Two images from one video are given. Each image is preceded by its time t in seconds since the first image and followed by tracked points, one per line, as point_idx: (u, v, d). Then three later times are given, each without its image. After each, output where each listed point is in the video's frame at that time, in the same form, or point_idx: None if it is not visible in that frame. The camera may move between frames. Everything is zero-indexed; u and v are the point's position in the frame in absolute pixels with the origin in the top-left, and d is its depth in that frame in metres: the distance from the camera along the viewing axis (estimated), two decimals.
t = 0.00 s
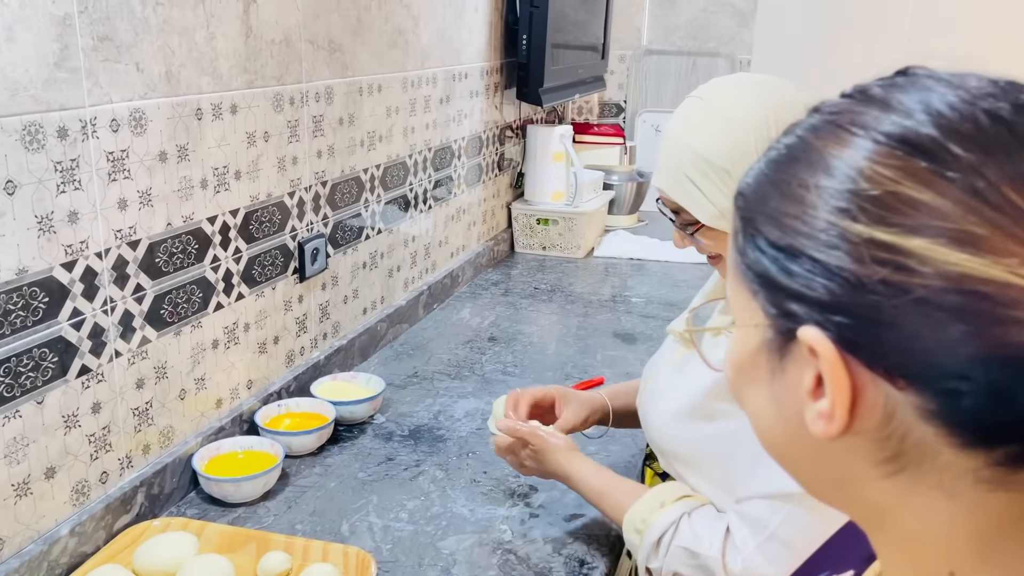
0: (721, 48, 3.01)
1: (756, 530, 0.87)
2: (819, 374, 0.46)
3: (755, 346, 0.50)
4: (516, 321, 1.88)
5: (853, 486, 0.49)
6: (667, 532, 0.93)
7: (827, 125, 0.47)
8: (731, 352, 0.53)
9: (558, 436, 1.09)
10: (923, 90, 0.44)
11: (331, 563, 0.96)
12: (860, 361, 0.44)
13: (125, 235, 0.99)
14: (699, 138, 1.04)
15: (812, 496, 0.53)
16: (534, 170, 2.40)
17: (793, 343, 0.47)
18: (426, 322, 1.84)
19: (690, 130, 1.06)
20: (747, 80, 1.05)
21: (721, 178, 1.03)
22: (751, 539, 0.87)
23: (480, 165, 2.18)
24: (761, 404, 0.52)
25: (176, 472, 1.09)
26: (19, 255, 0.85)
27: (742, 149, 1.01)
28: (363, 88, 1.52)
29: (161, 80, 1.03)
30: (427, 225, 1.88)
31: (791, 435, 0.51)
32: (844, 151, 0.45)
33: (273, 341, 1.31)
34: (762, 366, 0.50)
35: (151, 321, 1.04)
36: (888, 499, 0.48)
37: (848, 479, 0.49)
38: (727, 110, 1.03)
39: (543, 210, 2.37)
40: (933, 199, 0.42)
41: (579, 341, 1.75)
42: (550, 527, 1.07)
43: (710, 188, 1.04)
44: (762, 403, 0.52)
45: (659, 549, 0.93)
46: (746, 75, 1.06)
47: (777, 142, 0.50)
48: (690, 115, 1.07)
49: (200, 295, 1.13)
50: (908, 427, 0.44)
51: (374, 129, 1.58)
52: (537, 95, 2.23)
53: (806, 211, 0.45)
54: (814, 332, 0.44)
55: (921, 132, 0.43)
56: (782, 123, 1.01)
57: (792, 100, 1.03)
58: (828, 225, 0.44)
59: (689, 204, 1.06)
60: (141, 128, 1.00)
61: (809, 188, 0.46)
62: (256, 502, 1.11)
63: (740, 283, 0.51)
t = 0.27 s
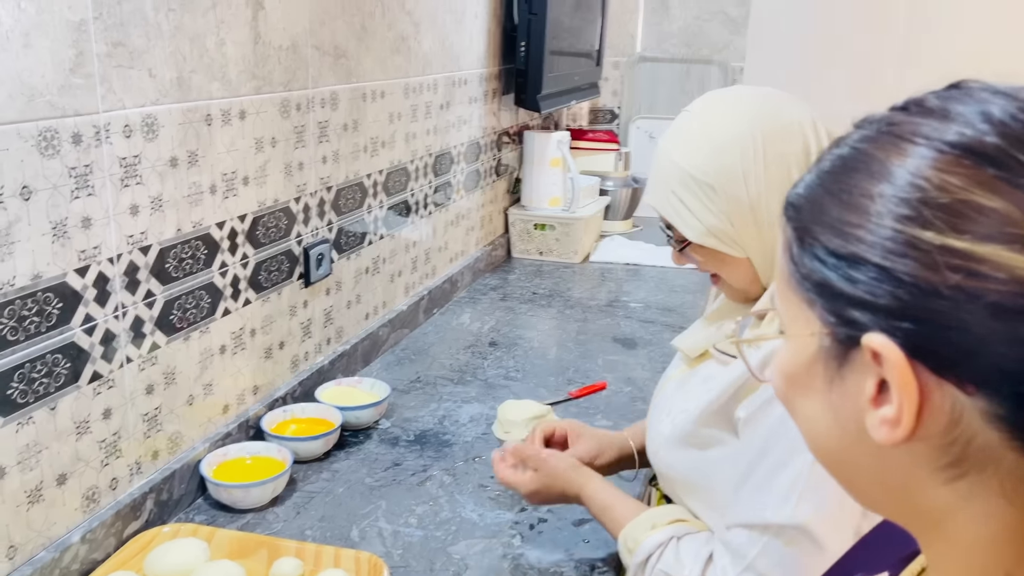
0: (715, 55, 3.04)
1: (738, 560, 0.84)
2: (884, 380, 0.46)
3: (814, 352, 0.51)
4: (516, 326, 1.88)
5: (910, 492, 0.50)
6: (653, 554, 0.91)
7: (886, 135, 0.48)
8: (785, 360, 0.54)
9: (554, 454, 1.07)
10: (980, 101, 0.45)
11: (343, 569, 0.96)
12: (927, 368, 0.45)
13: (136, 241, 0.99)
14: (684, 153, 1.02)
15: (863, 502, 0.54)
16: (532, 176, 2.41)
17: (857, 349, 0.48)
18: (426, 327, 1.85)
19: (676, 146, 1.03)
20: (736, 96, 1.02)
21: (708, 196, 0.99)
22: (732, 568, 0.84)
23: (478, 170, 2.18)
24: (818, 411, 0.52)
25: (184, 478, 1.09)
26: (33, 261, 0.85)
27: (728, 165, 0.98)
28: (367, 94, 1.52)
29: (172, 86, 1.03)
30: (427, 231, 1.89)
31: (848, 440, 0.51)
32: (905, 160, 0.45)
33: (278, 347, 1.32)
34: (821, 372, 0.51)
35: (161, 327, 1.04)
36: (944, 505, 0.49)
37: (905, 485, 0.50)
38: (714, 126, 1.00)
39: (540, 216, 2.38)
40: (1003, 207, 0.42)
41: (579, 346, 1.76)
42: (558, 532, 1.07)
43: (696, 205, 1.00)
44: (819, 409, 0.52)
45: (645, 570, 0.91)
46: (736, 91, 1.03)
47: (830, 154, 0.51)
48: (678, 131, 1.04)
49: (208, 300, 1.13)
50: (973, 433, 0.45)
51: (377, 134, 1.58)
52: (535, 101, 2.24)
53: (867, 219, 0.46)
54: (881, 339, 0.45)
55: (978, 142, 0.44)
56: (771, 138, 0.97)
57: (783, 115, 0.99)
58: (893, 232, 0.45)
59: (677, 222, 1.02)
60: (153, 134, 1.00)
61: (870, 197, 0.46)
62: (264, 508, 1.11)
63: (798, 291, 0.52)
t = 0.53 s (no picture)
0: (698, 59, 3.06)
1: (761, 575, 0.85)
2: (940, 388, 0.46)
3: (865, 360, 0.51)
4: (507, 330, 1.88)
5: (962, 498, 0.50)
6: (676, 566, 0.93)
7: (930, 143, 0.48)
8: (833, 368, 0.54)
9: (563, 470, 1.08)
10: None
11: None
12: (984, 376, 0.44)
13: (136, 246, 0.97)
14: (691, 162, 1.02)
15: (911, 507, 0.54)
16: (519, 180, 2.41)
17: (911, 357, 0.47)
18: (417, 331, 1.84)
19: (682, 155, 1.04)
20: (741, 105, 1.03)
21: (720, 202, 1.00)
22: None
23: (466, 174, 2.18)
24: (867, 418, 0.52)
25: (183, 486, 1.07)
26: (35, 267, 0.83)
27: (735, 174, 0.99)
28: (361, 97, 1.51)
29: (172, 88, 1.01)
30: (417, 234, 1.88)
31: (899, 448, 0.51)
32: (953, 167, 0.46)
33: (274, 352, 1.30)
34: (872, 380, 0.51)
35: (159, 332, 1.02)
36: (997, 508, 0.49)
37: (958, 491, 0.50)
38: (720, 134, 1.01)
39: (527, 220, 2.38)
40: None
41: (571, 350, 1.76)
42: (562, 538, 1.07)
43: (704, 214, 1.01)
44: (868, 416, 0.52)
45: None
46: (741, 99, 1.04)
47: (870, 162, 0.52)
48: (683, 140, 1.05)
49: (206, 305, 1.12)
50: None
51: (370, 137, 1.57)
52: (524, 105, 2.24)
53: (914, 227, 0.46)
54: (936, 347, 0.45)
55: None
56: (777, 145, 0.98)
57: (789, 122, 1.00)
58: (945, 239, 0.45)
59: (688, 230, 1.03)
60: (153, 137, 0.98)
61: (919, 204, 0.47)
62: (265, 516, 1.09)
63: (846, 299, 0.51)
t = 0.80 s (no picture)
0: (684, 61, 3.08)
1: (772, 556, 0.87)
2: (936, 384, 0.47)
3: (862, 360, 0.52)
4: (497, 330, 1.89)
5: (960, 490, 0.51)
6: (685, 550, 0.95)
7: (918, 147, 0.50)
8: (830, 369, 0.55)
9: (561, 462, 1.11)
10: (1007, 110, 0.48)
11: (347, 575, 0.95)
12: (979, 370, 0.46)
13: (132, 245, 0.97)
14: (686, 158, 1.05)
15: (909, 504, 0.55)
16: (507, 180, 2.42)
17: (906, 355, 0.49)
18: (408, 332, 1.84)
19: (677, 152, 1.06)
20: (733, 102, 1.06)
21: (715, 197, 1.03)
22: (767, 562, 0.88)
23: (456, 175, 2.18)
24: (865, 417, 0.54)
25: (178, 486, 1.07)
26: (33, 267, 0.83)
27: (732, 168, 1.01)
28: (353, 97, 1.51)
29: (168, 87, 1.01)
30: (408, 235, 1.88)
31: (898, 445, 0.52)
32: (941, 169, 0.48)
33: (268, 352, 1.30)
34: (869, 379, 0.52)
35: (154, 332, 1.02)
36: (994, 498, 0.51)
37: (956, 484, 0.51)
38: (714, 131, 1.03)
39: (516, 220, 2.39)
40: None
41: (561, 350, 1.77)
42: (557, 535, 1.09)
43: (699, 208, 1.04)
44: (867, 415, 0.53)
45: (677, 566, 0.96)
46: (731, 96, 1.07)
47: (859, 166, 0.53)
48: (677, 138, 1.07)
49: (201, 305, 1.12)
50: None
51: (362, 138, 1.57)
52: (512, 106, 2.25)
53: (903, 228, 0.48)
54: (932, 344, 0.46)
55: (1011, 151, 0.46)
56: (768, 139, 1.01)
57: (780, 117, 1.03)
58: (937, 239, 0.46)
59: (683, 225, 1.05)
60: (150, 136, 0.98)
61: (909, 206, 0.48)
62: (260, 515, 1.10)
63: (841, 301, 0.53)
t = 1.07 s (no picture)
0: (677, 62, 3.10)
1: (772, 535, 0.90)
2: (920, 380, 0.49)
3: (847, 357, 0.53)
4: (491, 329, 1.90)
5: (945, 484, 0.53)
6: (690, 532, 0.98)
7: (902, 147, 0.51)
8: (817, 365, 0.56)
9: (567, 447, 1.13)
10: (988, 110, 0.49)
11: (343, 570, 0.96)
12: (961, 365, 0.47)
13: (131, 244, 0.98)
14: (676, 152, 1.07)
15: (896, 497, 0.57)
16: (502, 180, 2.43)
17: (891, 351, 0.50)
18: (402, 331, 1.85)
19: (667, 146, 1.09)
20: (719, 98, 1.09)
21: (704, 189, 1.05)
22: (770, 539, 0.90)
23: (450, 175, 2.19)
24: (852, 412, 0.55)
25: (175, 483, 1.08)
26: (32, 264, 0.84)
27: (720, 160, 1.04)
28: (348, 98, 1.52)
29: (166, 87, 1.01)
30: (402, 234, 1.89)
31: (883, 439, 0.54)
32: (924, 169, 0.49)
33: (264, 351, 1.31)
34: (855, 375, 0.53)
35: (152, 330, 1.03)
36: (976, 490, 0.52)
37: (939, 477, 0.53)
38: (703, 125, 1.07)
39: (510, 220, 2.41)
40: None
41: (555, 349, 1.78)
42: (551, 531, 1.10)
43: (689, 201, 1.06)
44: (853, 410, 0.55)
45: (683, 547, 0.99)
46: (717, 94, 1.10)
47: (845, 166, 0.55)
48: (666, 132, 1.10)
49: (198, 304, 1.12)
50: (1005, 424, 0.48)
51: (357, 138, 1.58)
52: (506, 106, 2.26)
53: (887, 224, 0.49)
54: (915, 340, 0.48)
55: (991, 151, 0.47)
56: (754, 134, 1.05)
57: (765, 113, 1.07)
58: (920, 238, 0.48)
59: (673, 217, 1.08)
60: (148, 136, 0.99)
61: (893, 205, 0.50)
62: (257, 512, 1.10)
63: (827, 298, 0.54)
